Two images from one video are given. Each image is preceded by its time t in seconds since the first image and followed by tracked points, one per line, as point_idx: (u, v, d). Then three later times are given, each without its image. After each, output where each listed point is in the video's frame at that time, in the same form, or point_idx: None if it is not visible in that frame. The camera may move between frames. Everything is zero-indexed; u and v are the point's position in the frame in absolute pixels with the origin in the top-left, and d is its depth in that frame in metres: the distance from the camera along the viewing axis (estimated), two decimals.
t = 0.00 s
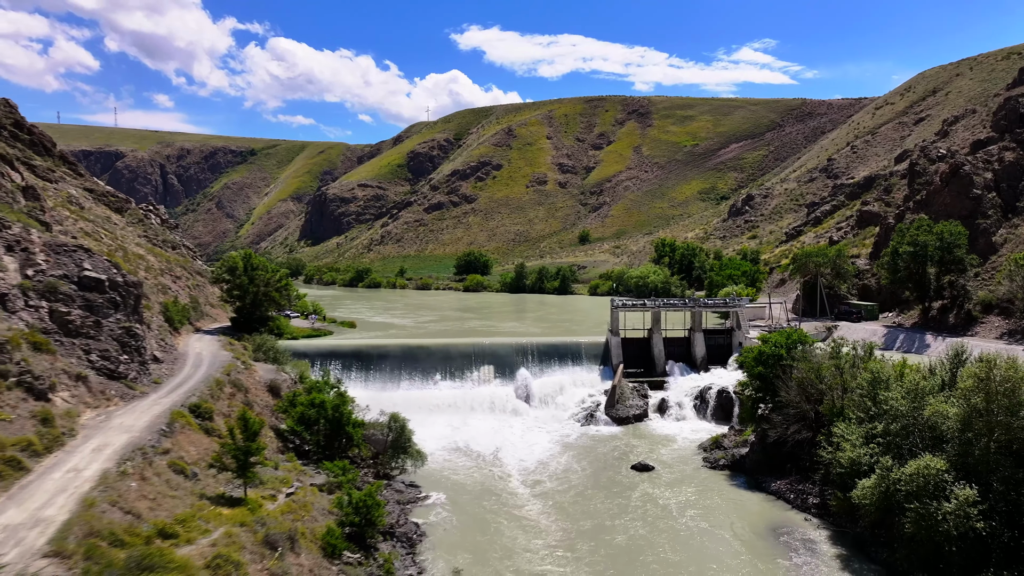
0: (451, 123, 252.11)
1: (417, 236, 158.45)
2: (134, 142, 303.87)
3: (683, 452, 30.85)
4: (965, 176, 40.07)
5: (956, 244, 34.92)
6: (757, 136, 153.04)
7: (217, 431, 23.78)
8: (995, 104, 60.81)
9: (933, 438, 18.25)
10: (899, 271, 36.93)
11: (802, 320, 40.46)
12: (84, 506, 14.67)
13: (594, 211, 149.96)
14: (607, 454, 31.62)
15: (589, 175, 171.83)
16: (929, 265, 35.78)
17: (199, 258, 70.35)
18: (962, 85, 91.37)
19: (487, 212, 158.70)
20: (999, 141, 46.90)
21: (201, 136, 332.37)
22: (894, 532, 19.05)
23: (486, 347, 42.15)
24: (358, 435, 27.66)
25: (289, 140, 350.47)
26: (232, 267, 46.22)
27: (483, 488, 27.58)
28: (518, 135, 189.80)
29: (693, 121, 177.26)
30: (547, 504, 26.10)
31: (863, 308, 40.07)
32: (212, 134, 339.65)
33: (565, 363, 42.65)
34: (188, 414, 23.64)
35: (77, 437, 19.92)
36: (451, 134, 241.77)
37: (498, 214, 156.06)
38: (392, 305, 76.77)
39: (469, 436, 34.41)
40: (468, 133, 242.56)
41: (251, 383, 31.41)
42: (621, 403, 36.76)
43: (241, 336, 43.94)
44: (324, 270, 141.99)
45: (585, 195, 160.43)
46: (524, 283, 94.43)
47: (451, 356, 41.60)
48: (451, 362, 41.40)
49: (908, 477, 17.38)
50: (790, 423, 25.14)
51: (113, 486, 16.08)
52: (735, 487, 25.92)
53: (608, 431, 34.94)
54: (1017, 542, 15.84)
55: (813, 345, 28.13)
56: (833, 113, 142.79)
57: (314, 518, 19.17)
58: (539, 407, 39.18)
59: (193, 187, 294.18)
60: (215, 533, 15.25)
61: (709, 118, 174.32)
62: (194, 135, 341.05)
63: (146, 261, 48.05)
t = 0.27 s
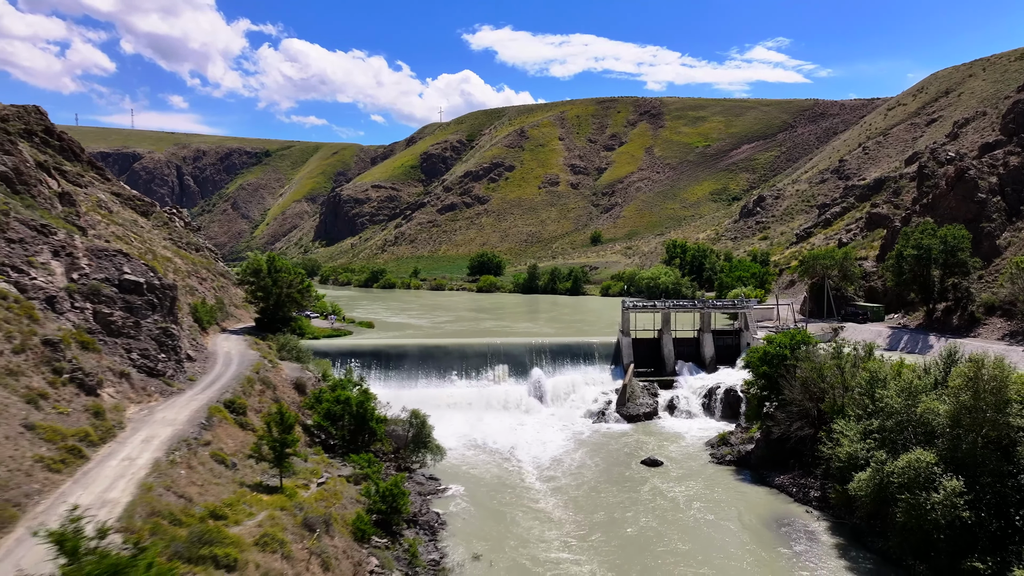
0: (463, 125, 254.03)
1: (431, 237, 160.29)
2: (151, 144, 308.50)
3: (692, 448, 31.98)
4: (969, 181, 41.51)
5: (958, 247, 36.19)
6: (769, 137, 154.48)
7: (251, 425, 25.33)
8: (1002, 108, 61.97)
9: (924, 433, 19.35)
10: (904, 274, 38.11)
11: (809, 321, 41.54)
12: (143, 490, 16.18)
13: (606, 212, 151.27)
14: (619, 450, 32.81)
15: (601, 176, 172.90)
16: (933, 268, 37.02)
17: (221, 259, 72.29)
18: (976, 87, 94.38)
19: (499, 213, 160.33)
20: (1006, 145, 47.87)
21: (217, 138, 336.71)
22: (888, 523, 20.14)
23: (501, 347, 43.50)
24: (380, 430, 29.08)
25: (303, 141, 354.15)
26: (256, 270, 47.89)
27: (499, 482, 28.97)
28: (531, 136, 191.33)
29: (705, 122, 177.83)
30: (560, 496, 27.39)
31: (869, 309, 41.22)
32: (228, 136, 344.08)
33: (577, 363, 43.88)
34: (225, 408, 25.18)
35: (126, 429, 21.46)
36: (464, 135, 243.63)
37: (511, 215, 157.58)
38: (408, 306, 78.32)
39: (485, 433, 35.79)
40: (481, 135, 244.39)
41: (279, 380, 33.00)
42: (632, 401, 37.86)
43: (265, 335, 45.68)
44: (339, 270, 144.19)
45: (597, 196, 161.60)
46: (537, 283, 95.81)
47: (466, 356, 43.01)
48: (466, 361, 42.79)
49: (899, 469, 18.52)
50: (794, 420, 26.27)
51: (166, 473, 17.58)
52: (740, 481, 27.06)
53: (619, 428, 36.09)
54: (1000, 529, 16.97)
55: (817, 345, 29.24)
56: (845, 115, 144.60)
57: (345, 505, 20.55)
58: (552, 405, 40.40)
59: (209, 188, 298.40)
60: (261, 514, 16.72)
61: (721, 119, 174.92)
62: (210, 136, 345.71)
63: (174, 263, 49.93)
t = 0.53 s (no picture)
0: (472, 126, 255.40)
1: (440, 238, 161.82)
2: (163, 145, 311.85)
3: (697, 444, 33.19)
4: (969, 186, 42.72)
5: (957, 251, 37.49)
6: (777, 138, 155.49)
7: (278, 420, 26.79)
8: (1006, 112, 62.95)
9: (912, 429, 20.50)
10: (904, 276, 39.43)
11: (812, 323, 42.75)
12: (188, 478, 17.59)
13: (615, 213, 152.51)
14: (626, 446, 34.06)
15: (609, 177, 173.95)
16: (932, 271, 38.34)
17: (237, 260, 73.99)
18: (983, 87, 95.69)
19: (508, 214, 161.74)
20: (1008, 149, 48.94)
21: (228, 138, 339.88)
22: (879, 514, 21.31)
23: (511, 348, 44.83)
24: (398, 426, 30.50)
25: (312, 143, 356.92)
26: (275, 272, 49.47)
27: (511, 476, 30.32)
28: (540, 138, 192.68)
29: (713, 123, 178.55)
30: (570, 489, 28.69)
31: (870, 310, 42.49)
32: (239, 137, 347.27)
33: (585, 363, 45.12)
34: (253, 404, 26.66)
35: (164, 423, 22.95)
36: (473, 136, 245.14)
37: (520, 216, 158.92)
38: (418, 306, 79.81)
39: (497, 430, 37.13)
40: (490, 136, 245.92)
41: (300, 379, 34.55)
42: (638, 400, 39.07)
43: (284, 336, 47.26)
44: (350, 271, 145.99)
45: (605, 197, 162.70)
46: (545, 284, 97.10)
47: (478, 356, 44.37)
48: (478, 361, 44.14)
49: (888, 463, 19.74)
50: (793, 418, 27.44)
51: (206, 463, 19.00)
52: (742, 476, 28.26)
53: (626, 426, 37.30)
54: (983, 519, 18.04)
55: (816, 346, 30.42)
56: (853, 116, 145.90)
57: (367, 495, 21.90)
58: (561, 404, 41.64)
59: (220, 189, 301.58)
60: (294, 500, 18.07)
61: (729, 120, 175.69)
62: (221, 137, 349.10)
63: (195, 266, 51.59)
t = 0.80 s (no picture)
0: (479, 127, 256.92)
1: (447, 238, 163.35)
2: (172, 147, 314.89)
3: (699, 441, 34.38)
4: (965, 191, 43.82)
5: (952, 255, 38.60)
6: (782, 139, 156.41)
7: (298, 417, 28.22)
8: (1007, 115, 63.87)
9: (897, 426, 21.67)
10: (901, 278, 40.58)
11: (811, 324, 43.95)
12: (222, 469, 18.98)
13: (620, 214, 153.81)
14: (630, 443, 35.29)
15: (615, 178, 175.06)
16: (928, 273, 39.49)
17: (250, 262, 75.67)
18: (987, 89, 96.37)
19: (515, 215, 163.16)
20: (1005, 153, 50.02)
21: (236, 140, 342.81)
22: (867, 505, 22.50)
23: (518, 348, 46.10)
24: (410, 423, 31.86)
25: (319, 144, 359.41)
26: (290, 274, 51.02)
27: (519, 471, 31.63)
28: (546, 139, 193.98)
29: (719, 124, 179.43)
30: (576, 483, 29.97)
31: (868, 312, 43.61)
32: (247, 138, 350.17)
33: (590, 362, 46.36)
34: (274, 401, 28.10)
35: (193, 419, 24.41)
36: (479, 137, 246.60)
37: (526, 217, 160.30)
38: (426, 307, 81.32)
39: (505, 427, 38.48)
40: (496, 137, 247.42)
41: (317, 378, 36.06)
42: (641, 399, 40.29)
43: (298, 336, 48.74)
44: (358, 272, 147.71)
45: (611, 198, 163.83)
46: (552, 285, 98.46)
47: (486, 355, 45.69)
48: (486, 361, 45.47)
49: (874, 457, 20.93)
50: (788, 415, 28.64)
51: (236, 455, 20.40)
52: (740, 471, 29.46)
53: (630, 423, 38.53)
54: (964, 509, 19.13)
55: (812, 346, 31.63)
56: (858, 117, 146.77)
57: (384, 487, 23.23)
58: (567, 402, 42.87)
59: (228, 190, 304.45)
60: (319, 488, 19.42)
61: (734, 121, 176.53)
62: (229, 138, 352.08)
63: (212, 268, 53.20)
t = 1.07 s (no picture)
0: (485, 128, 258.35)
1: (454, 239, 164.79)
2: (181, 147, 317.62)
3: (699, 437, 35.60)
4: (960, 195, 44.97)
5: (946, 258, 39.72)
6: (787, 140, 157.26)
7: (314, 413, 29.64)
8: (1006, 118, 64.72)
9: (883, 422, 22.87)
10: (896, 280, 41.76)
11: (809, 325, 45.15)
12: (247, 460, 20.33)
13: (625, 215, 154.98)
14: (631, 438, 36.55)
15: (620, 179, 176.15)
16: (923, 275, 40.64)
17: (262, 263, 77.32)
18: (990, 90, 96.98)
19: (520, 215, 164.49)
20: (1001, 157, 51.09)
21: (243, 141, 345.48)
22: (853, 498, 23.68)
23: (524, 348, 47.38)
24: (421, 419, 33.25)
25: (326, 145, 361.75)
26: (302, 276, 52.52)
27: (525, 465, 32.93)
28: (551, 140, 195.21)
29: (724, 125, 180.29)
30: (578, 477, 31.24)
31: (865, 313, 44.72)
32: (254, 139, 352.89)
33: (594, 362, 47.59)
34: (292, 398, 29.53)
35: (217, 415, 25.84)
36: (485, 138, 247.97)
37: (532, 218, 161.62)
38: (433, 308, 82.75)
39: (512, 424, 39.79)
40: (502, 138, 248.83)
41: (330, 376, 37.56)
42: (643, 397, 41.54)
43: (310, 336, 50.16)
44: (365, 272, 149.35)
45: (616, 199, 164.93)
46: (556, 286, 99.79)
47: (493, 355, 47.04)
48: (493, 360, 46.78)
49: (860, 451, 22.12)
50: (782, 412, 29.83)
51: (260, 448, 21.81)
52: (737, 465, 30.65)
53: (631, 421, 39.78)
54: (945, 501, 20.31)
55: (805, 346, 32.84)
56: (862, 118, 147.59)
57: (397, 479, 24.56)
58: (571, 400, 44.05)
59: (236, 191, 307.17)
60: (338, 478, 20.75)
61: (739, 121, 177.32)
62: (237, 139, 354.87)
63: (227, 270, 54.76)
